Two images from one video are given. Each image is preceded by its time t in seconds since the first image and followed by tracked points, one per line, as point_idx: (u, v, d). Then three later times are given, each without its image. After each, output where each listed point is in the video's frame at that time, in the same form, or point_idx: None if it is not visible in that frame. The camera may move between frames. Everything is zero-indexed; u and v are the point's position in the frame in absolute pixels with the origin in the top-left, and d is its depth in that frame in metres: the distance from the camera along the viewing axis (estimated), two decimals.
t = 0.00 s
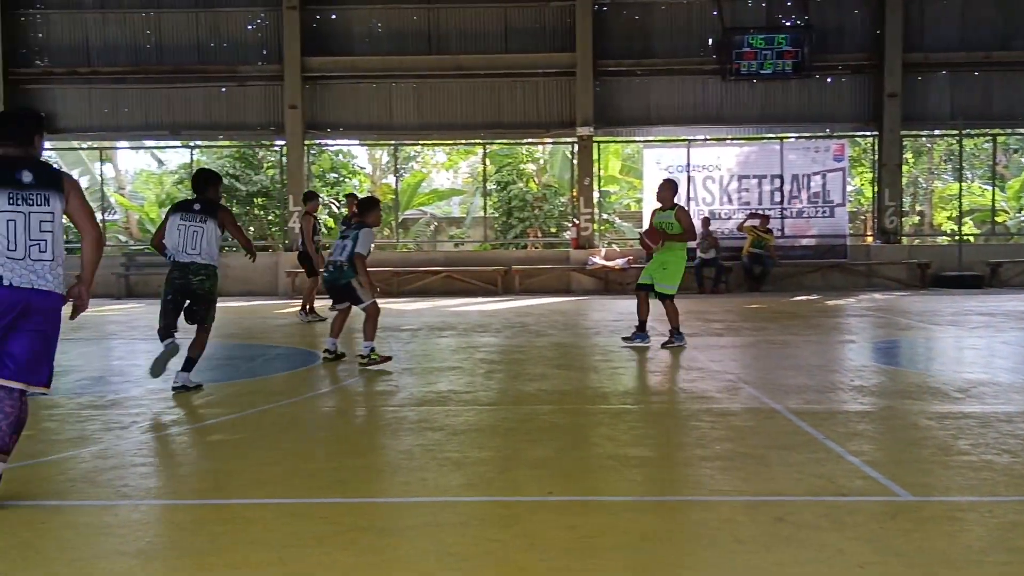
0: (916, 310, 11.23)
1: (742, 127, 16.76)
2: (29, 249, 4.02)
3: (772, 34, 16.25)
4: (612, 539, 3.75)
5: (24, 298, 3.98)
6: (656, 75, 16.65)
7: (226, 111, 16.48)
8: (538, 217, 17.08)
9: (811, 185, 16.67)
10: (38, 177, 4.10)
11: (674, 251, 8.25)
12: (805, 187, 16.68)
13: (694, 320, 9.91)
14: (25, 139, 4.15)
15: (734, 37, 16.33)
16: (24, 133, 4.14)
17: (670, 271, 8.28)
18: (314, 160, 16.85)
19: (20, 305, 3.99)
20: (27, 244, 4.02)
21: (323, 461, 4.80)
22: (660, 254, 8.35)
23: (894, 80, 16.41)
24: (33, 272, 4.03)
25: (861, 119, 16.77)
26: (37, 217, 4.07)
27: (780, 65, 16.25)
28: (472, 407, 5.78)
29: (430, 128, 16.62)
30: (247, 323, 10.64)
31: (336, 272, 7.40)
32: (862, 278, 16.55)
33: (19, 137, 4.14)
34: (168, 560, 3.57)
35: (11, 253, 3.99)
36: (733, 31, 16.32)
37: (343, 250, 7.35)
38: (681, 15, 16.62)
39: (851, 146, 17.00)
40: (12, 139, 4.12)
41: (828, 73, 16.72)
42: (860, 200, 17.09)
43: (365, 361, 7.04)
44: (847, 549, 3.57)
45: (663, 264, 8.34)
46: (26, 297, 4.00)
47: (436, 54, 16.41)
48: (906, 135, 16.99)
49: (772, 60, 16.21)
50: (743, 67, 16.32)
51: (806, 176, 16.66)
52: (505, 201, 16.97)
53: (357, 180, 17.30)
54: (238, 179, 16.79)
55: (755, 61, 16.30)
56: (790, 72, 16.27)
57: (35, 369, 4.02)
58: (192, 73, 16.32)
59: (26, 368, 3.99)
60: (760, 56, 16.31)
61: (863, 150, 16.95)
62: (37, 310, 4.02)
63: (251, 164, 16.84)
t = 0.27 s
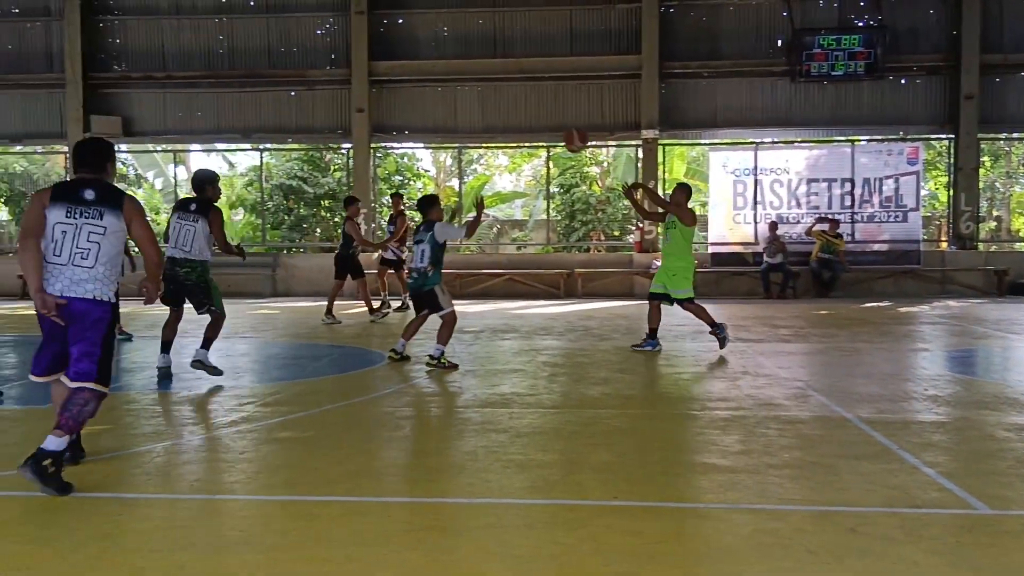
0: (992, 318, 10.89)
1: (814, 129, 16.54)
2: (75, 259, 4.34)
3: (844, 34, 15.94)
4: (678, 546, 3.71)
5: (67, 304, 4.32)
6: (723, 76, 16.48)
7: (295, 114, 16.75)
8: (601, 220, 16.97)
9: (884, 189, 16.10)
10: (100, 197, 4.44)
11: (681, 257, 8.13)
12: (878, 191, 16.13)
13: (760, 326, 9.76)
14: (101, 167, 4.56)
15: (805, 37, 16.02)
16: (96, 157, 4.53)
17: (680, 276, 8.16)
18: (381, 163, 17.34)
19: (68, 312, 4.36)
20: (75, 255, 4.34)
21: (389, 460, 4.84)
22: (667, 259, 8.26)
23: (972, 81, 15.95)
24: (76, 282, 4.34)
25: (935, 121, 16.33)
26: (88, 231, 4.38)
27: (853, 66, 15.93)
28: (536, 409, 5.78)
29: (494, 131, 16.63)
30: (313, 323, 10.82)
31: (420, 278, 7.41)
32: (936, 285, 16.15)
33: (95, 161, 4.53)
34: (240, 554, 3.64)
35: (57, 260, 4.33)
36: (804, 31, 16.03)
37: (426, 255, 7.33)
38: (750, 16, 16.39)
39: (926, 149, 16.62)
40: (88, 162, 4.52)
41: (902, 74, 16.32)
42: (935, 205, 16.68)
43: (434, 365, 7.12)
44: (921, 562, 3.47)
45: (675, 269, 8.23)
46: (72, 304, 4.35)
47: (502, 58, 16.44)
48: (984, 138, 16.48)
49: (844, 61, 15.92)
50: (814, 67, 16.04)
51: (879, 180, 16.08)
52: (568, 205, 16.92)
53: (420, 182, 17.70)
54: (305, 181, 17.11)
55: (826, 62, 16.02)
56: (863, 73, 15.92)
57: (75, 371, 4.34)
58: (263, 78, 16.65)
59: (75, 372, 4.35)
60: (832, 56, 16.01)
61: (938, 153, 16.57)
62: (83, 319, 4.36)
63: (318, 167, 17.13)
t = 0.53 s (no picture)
0: None
1: (869, 130, 16.24)
2: (141, 247, 4.71)
3: (899, 33, 15.60)
4: (727, 551, 3.68)
5: (136, 291, 4.71)
6: (774, 77, 16.24)
7: (345, 116, 16.89)
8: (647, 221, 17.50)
9: (940, 191, 15.83)
10: (161, 190, 4.82)
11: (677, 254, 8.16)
12: (933, 193, 15.85)
13: (810, 329, 9.64)
14: (162, 157, 4.90)
15: (859, 37, 15.70)
16: (157, 152, 4.89)
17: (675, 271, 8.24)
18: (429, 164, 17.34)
19: (136, 297, 4.74)
20: (141, 243, 4.71)
21: (438, 460, 4.88)
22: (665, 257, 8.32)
23: None
24: (143, 269, 4.72)
25: (994, 122, 15.96)
26: (152, 221, 4.74)
27: (908, 66, 15.61)
28: (583, 411, 5.77)
29: (542, 132, 16.65)
30: (361, 322, 10.93)
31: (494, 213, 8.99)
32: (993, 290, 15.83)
33: (157, 154, 4.89)
34: (292, 550, 3.69)
35: (125, 249, 4.69)
36: (858, 30, 15.70)
37: (497, 191, 8.90)
38: (802, 15, 16.13)
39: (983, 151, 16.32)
40: (150, 156, 4.89)
41: (959, 74, 15.96)
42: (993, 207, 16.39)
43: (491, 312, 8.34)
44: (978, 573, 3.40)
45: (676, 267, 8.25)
46: (140, 290, 4.73)
47: (551, 59, 16.39)
48: None
49: (899, 62, 15.60)
50: (867, 68, 15.74)
51: (935, 182, 15.80)
52: (615, 205, 17.60)
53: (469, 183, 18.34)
54: (354, 181, 17.85)
55: (881, 62, 15.69)
56: (919, 73, 15.58)
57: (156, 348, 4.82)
58: (313, 79, 16.83)
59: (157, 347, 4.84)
60: (887, 56, 15.69)
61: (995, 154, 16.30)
62: (153, 304, 4.76)
63: (367, 167, 18.02)
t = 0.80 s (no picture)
0: None
1: (914, 129, 15.93)
2: (198, 247, 4.81)
3: (946, 32, 15.34)
4: (768, 553, 3.64)
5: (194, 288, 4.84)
6: (817, 76, 16.02)
7: (386, 115, 17.02)
8: (688, 221, 17.08)
9: (987, 192, 15.73)
10: (214, 190, 4.89)
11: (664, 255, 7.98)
12: (980, 194, 15.73)
13: (853, 332, 9.50)
14: (212, 155, 4.93)
15: (905, 35, 15.46)
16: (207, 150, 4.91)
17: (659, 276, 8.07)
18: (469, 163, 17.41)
19: (195, 296, 4.87)
20: (199, 244, 4.80)
21: (477, 456, 4.91)
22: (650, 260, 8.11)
23: None
24: (201, 268, 4.84)
25: None
26: (207, 222, 4.83)
27: (955, 65, 15.34)
28: (622, 411, 5.75)
29: (581, 131, 16.59)
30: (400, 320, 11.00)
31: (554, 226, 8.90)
32: None
33: (208, 154, 4.93)
34: (334, 545, 3.73)
35: (183, 249, 4.79)
36: (903, 29, 15.47)
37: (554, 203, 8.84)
38: (846, 13, 15.91)
39: None
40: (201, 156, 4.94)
41: (1008, 73, 15.62)
42: None
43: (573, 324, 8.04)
44: None
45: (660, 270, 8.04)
46: (199, 289, 4.86)
47: (591, 58, 16.34)
48: None
49: (946, 60, 15.34)
50: (914, 66, 15.48)
51: (982, 182, 15.72)
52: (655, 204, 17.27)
53: (508, 183, 18.14)
54: (394, 181, 17.78)
55: (928, 61, 15.44)
56: (967, 72, 15.30)
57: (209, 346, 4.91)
58: (355, 79, 16.96)
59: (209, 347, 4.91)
60: (933, 55, 15.44)
61: None
62: (212, 302, 4.88)
63: (407, 167, 17.88)
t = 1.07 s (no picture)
0: None
1: (971, 132, 15.57)
2: (239, 251, 4.93)
3: (1003, 32, 15.05)
4: (822, 562, 3.59)
5: (237, 289, 4.94)
6: (871, 78, 15.75)
7: (435, 120, 17.14)
8: (737, 226, 17.16)
9: None
10: (248, 194, 5.01)
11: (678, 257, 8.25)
12: None
13: (908, 338, 9.33)
14: (244, 159, 5.01)
15: (961, 37, 15.18)
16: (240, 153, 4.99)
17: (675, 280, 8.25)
18: (518, 168, 17.72)
19: (237, 298, 4.97)
20: (239, 248, 4.92)
21: (526, 461, 4.92)
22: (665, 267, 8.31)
23: None
24: (242, 271, 4.96)
25: None
26: (245, 226, 4.95)
27: (1014, 67, 15.08)
28: (671, 417, 5.71)
29: (629, 136, 16.50)
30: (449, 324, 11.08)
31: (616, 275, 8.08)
32: None
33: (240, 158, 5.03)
34: (385, 547, 3.76)
35: (225, 254, 4.90)
36: (960, 30, 15.18)
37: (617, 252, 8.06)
38: (902, 14, 15.60)
39: None
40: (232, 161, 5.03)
41: None
42: None
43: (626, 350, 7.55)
44: None
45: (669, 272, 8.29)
46: (240, 291, 4.97)
47: (639, 62, 16.28)
48: None
49: (1004, 62, 15.08)
50: (971, 68, 15.17)
51: None
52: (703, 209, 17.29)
53: (555, 187, 18.22)
54: (442, 185, 17.97)
55: (985, 62, 15.15)
56: None
57: (251, 345, 5.01)
58: (404, 86, 17.11)
59: (252, 347, 5.02)
60: (991, 56, 15.15)
61: None
62: (253, 303, 5.00)
63: (455, 171, 17.99)
